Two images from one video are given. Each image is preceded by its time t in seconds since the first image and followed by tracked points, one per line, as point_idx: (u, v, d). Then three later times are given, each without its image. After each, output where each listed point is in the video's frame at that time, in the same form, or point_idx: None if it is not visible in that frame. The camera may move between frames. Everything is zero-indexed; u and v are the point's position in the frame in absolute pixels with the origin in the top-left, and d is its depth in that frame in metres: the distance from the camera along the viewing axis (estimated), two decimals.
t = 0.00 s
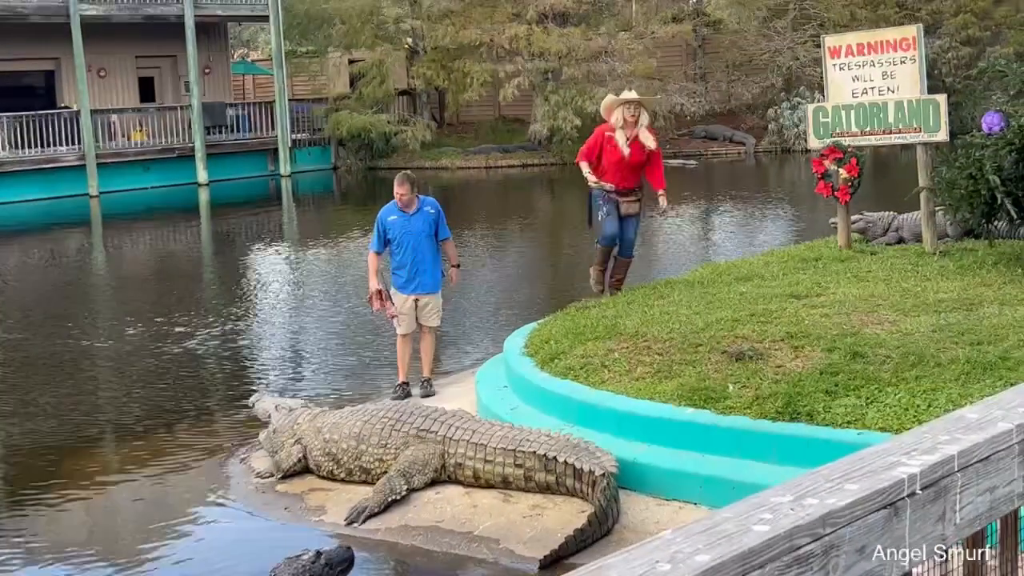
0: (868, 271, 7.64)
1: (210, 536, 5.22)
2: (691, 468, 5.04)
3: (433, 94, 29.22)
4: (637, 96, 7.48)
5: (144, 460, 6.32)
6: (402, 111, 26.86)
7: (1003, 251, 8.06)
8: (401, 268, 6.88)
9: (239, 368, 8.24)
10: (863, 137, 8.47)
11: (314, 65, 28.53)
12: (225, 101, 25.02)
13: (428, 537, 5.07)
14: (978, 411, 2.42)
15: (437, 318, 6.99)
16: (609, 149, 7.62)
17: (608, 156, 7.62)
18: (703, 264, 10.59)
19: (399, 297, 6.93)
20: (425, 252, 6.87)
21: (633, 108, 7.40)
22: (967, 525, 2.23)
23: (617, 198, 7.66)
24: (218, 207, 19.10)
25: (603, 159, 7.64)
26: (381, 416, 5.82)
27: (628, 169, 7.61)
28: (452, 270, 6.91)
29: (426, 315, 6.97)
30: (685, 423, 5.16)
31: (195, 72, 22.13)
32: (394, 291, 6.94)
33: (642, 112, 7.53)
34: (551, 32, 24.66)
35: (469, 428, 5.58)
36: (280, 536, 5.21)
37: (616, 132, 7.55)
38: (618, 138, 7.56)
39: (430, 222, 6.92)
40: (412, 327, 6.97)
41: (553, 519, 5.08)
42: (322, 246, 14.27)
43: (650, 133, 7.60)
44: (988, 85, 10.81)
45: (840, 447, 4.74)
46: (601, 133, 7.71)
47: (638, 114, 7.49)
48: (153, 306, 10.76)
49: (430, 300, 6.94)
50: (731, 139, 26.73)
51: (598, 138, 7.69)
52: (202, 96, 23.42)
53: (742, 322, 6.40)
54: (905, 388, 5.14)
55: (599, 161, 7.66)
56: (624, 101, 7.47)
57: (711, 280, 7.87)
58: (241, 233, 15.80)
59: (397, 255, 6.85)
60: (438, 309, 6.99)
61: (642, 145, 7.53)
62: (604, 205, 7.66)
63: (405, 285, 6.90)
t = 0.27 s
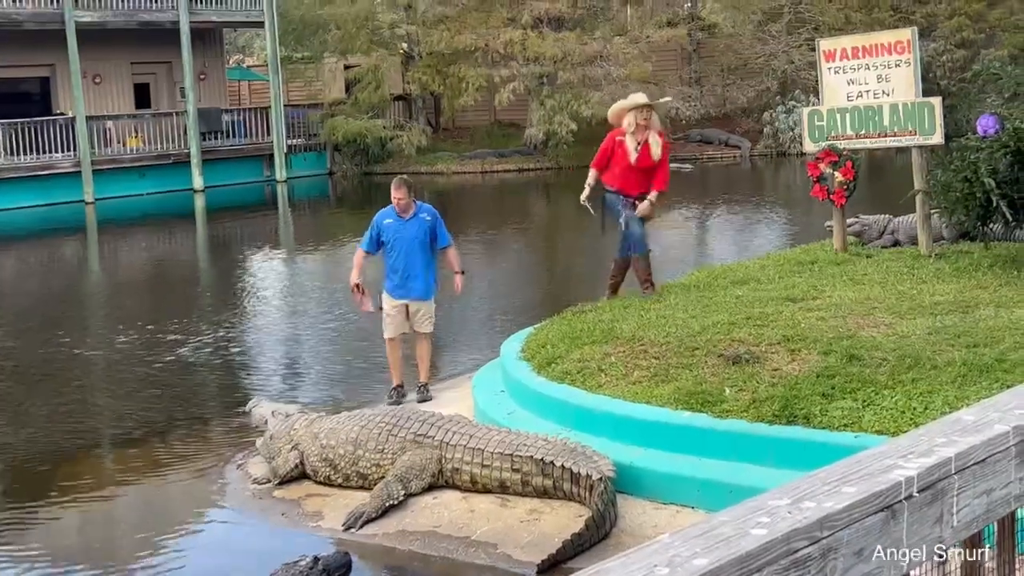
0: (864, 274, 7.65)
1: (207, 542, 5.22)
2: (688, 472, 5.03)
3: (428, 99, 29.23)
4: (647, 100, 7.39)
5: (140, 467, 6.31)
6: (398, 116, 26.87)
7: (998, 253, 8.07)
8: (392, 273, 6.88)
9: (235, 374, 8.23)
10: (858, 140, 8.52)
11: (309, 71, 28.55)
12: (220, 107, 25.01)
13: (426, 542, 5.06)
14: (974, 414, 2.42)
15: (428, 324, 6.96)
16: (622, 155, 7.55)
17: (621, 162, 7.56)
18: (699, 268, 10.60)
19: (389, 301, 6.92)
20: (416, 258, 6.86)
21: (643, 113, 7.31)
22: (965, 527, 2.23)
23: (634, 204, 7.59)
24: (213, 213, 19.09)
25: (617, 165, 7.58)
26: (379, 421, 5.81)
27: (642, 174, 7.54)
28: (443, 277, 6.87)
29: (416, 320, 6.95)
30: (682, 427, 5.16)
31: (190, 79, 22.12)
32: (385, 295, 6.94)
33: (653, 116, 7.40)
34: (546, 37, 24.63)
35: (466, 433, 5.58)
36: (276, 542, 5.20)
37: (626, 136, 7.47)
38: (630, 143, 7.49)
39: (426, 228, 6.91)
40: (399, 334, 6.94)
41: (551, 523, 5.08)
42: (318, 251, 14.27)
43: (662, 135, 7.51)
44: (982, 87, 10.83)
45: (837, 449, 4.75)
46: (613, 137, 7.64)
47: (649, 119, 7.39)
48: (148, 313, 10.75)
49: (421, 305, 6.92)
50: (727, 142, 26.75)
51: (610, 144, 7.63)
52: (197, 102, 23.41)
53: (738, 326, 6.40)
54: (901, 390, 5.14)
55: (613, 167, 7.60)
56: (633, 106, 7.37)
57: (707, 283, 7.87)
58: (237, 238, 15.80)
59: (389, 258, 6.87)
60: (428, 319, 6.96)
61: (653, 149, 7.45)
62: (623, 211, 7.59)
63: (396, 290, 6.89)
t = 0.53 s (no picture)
0: (861, 275, 7.65)
1: (205, 544, 5.22)
2: (686, 473, 5.04)
3: (425, 101, 29.22)
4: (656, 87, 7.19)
5: (139, 469, 6.31)
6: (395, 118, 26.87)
7: (996, 253, 8.09)
8: (384, 273, 6.87)
9: (232, 376, 8.23)
10: (856, 141, 8.53)
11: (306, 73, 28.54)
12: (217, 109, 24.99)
13: (424, 544, 5.06)
14: (971, 416, 2.42)
15: (419, 326, 6.97)
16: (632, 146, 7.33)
17: (631, 154, 7.34)
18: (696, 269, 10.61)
19: (382, 303, 6.92)
20: (409, 261, 6.85)
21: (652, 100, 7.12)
22: (962, 529, 2.23)
23: (645, 197, 7.37)
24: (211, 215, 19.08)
25: (627, 158, 7.36)
26: (377, 423, 5.81)
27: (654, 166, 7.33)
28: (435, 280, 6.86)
29: (408, 322, 6.95)
30: (680, 429, 5.16)
31: (187, 80, 22.10)
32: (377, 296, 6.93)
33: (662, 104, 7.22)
34: (543, 38, 24.62)
35: (464, 435, 5.58)
36: (274, 544, 5.20)
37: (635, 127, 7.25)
38: (639, 134, 7.27)
39: (419, 230, 6.89)
40: (391, 336, 6.95)
41: (549, 525, 5.08)
42: (315, 253, 14.26)
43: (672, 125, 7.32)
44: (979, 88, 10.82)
45: (835, 451, 4.75)
46: (623, 129, 7.40)
47: (659, 107, 7.19)
48: (146, 315, 10.74)
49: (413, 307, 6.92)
50: (724, 143, 26.73)
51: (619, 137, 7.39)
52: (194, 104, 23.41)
53: (736, 327, 6.40)
54: (898, 391, 5.15)
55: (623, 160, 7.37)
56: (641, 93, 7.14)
57: (704, 285, 7.87)
58: (234, 240, 15.79)
59: (381, 259, 6.85)
60: (420, 323, 6.97)
61: (664, 138, 7.24)
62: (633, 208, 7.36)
63: (389, 291, 6.89)
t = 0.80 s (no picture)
0: (860, 274, 7.65)
1: (203, 544, 5.22)
2: (685, 473, 5.03)
3: (425, 100, 29.21)
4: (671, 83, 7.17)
5: (137, 469, 6.31)
6: (395, 117, 26.86)
7: (996, 253, 8.08)
8: (372, 274, 6.86)
9: (231, 375, 8.23)
10: (855, 140, 8.53)
11: (306, 72, 28.54)
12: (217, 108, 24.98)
13: (422, 544, 5.05)
14: (970, 416, 2.42)
15: (407, 327, 6.97)
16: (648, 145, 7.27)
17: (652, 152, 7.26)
18: (694, 268, 10.60)
19: (371, 305, 6.91)
20: (394, 262, 6.85)
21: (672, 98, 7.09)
22: (960, 530, 2.23)
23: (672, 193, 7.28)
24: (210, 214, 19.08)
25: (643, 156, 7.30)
26: (375, 423, 5.80)
27: (671, 163, 7.31)
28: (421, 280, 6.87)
29: (396, 323, 6.95)
30: (679, 428, 5.16)
31: (186, 79, 22.09)
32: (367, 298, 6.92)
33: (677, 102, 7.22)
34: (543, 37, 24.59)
35: (463, 435, 5.58)
36: (273, 544, 5.20)
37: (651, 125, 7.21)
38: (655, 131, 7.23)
39: (403, 231, 6.88)
40: (382, 339, 6.94)
41: (547, 525, 5.08)
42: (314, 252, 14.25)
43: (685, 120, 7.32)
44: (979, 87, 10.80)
45: (834, 450, 4.75)
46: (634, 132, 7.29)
47: (674, 105, 7.20)
48: (144, 314, 10.74)
49: (401, 308, 6.92)
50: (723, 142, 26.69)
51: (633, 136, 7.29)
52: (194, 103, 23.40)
53: (735, 327, 6.40)
54: (897, 391, 5.15)
55: (639, 158, 7.29)
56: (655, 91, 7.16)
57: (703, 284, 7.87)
58: (233, 239, 15.77)
59: (368, 260, 6.84)
60: (411, 324, 6.96)
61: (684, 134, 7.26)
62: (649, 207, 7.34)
63: (378, 293, 6.88)
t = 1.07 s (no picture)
0: (861, 273, 7.65)
1: (202, 541, 5.21)
2: (684, 471, 5.03)
3: (425, 98, 29.20)
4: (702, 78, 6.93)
5: (137, 465, 6.31)
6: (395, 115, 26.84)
7: (995, 252, 8.08)
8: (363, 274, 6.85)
9: (230, 372, 8.22)
10: (855, 139, 8.52)
11: (306, 69, 28.54)
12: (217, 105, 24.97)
13: (421, 541, 5.05)
14: (969, 413, 2.41)
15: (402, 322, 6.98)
16: (680, 138, 7.00)
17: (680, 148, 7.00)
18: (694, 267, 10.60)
19: (366, 305, 6.91)
20: (385, 262, 6.83)
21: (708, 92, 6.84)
22: (960, 528, 2.23)
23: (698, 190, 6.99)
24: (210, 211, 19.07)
25: (675, 150, 7.02)
26: (374, 420, 5.80)
27: (701, 159, 7.05)
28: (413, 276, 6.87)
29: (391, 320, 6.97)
30: (678, 426, 5.16)
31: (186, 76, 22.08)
32: (361, 299, 6.91)
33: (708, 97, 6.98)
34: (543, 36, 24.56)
35: (462, 432, 5.57)
36: (272, 540, 5.20)
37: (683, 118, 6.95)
38: (687, 124, 6.97)
39: (390, 231, 6.83)
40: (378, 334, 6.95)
41: (547, 522, 5.08)
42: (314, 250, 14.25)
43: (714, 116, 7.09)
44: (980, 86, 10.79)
45: (833, 449, 4.75)
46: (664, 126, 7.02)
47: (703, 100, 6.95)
48: (144, 311, 10.74)
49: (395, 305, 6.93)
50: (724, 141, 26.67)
51: (661, 129, 7.01)
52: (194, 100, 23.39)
53: (735, 325, 6.39)
54: (897, 390, 5.14)
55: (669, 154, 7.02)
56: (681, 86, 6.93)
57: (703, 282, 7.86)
58: (233, 237, 15.78)
59: (358, 261, 6.81)
60: (405, 318, 6.97)
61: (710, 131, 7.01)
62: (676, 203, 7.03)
63: (372, 292, 6.88)
